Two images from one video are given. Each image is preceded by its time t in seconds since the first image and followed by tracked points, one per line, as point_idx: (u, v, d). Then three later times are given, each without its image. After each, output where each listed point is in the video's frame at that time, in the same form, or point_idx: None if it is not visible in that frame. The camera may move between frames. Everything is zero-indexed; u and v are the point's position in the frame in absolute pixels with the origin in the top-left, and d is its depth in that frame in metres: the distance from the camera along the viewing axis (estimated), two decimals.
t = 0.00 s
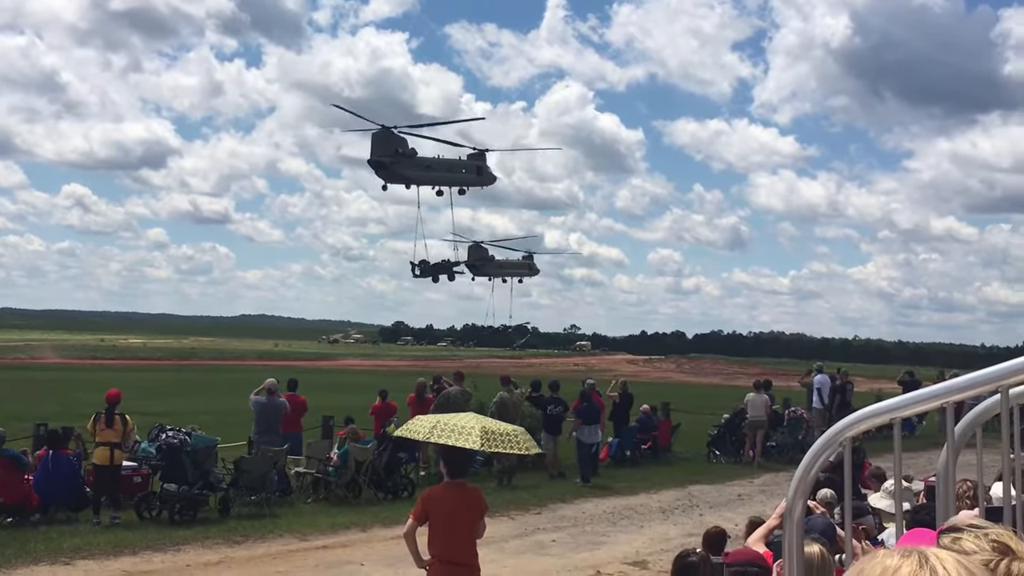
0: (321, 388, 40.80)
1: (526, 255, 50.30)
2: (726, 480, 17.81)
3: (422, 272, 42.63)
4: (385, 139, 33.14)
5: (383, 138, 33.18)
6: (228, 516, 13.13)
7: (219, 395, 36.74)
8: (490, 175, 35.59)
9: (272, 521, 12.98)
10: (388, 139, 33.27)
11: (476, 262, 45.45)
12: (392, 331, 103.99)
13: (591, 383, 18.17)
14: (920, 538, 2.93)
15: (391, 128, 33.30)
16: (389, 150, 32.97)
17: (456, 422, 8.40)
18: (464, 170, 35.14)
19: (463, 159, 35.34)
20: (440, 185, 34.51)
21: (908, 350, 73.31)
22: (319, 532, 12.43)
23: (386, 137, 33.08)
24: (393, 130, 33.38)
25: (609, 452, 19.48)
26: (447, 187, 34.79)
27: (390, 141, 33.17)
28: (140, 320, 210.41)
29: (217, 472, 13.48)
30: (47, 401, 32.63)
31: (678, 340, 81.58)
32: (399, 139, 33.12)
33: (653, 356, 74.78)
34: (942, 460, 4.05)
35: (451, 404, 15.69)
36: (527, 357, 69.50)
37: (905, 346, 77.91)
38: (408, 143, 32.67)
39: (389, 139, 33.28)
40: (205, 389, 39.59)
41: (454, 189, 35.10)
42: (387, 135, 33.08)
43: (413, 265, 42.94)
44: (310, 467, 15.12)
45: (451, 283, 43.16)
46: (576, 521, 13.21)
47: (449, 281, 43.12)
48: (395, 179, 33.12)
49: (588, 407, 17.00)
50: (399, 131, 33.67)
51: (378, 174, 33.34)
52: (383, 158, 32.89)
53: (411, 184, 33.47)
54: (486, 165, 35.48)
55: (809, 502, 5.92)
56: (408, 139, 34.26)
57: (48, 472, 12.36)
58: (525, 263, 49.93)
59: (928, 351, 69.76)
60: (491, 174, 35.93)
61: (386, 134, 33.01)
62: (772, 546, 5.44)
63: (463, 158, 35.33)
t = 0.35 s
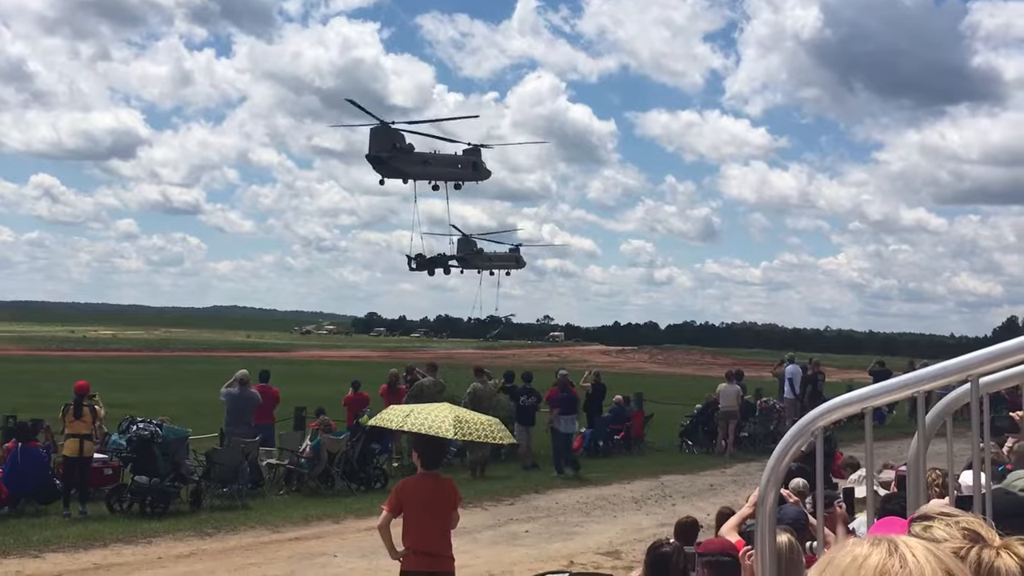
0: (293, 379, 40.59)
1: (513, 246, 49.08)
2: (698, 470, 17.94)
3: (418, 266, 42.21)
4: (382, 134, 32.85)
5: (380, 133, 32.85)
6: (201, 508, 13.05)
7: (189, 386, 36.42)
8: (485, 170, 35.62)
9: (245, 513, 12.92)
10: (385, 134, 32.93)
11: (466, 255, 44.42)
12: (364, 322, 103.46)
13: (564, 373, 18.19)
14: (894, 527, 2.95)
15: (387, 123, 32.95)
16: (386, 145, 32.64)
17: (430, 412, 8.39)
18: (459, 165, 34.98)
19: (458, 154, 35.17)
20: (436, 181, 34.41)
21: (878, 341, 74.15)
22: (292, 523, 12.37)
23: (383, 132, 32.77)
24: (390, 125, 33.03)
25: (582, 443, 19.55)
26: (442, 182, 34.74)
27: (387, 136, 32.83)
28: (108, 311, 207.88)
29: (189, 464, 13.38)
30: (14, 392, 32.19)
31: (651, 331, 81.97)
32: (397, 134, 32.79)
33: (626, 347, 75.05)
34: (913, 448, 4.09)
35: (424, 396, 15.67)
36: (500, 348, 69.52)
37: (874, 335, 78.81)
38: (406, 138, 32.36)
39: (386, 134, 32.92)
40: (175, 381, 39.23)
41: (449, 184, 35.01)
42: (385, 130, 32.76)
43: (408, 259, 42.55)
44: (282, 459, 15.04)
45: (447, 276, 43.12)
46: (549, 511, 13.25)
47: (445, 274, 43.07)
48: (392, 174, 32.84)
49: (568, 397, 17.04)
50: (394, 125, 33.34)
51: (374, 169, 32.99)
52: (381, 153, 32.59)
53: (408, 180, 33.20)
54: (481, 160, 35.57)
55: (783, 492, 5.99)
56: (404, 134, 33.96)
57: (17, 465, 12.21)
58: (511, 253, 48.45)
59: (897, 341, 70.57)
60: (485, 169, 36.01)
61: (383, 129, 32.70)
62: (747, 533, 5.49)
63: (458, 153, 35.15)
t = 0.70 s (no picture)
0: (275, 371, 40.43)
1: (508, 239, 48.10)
2: (680, 460, 18.02)
3: (421, 259, 42.56)
4: (388, 129, 33.85)
5: (386, 128, 33.87)
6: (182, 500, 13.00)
7: (170, 378, 36.24)
8: (488, 165, 35.90)
9: (226, 504, 12.87)
10: (390, 129, 33.91)
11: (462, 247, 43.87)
12: (345, 313, 103.14)
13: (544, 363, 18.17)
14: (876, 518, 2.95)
15: (394, 119, 33.98)
16: (392, 140, 33.59)
17: (412, 404, 8.38)
18: (462, 159, 35.34)
19: (461, 149, 35.51)
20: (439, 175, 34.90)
21: (858, 331, 74.78)
22: (274, 515, 12.34)
23: (390, 127, 33.76)
24: (396, 121, 34.04)
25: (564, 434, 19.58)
26: (446, 176, 35.16)
27: (392, 131, 33.77)
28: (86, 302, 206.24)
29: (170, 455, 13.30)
30: None
31: (633, 321, 82.23)
32: (402, 128, 33.76)
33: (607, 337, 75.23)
34: (892, 438, 4.12)
35: (406, 387, 15.66)
36: (483, 339, 69.55)
37: (854, 326, 79.46)
38: (411, 132, 33.26)
39: (391, 129, 33.90)
40: (155, 372, 38.99)
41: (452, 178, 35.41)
42: (390, 125, 33.73)
43: (412, 251, 42.87)
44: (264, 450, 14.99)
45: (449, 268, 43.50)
46: (531, 502, 13.28)
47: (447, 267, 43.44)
48: (397, 168, 33.75)
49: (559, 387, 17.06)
50: (398, 122, 34.27)
51: (380, 163, 33.97)
52: (387, 148, 33.49)
53: (412, 174, 34.07)
54: (484, 155, 35.79)
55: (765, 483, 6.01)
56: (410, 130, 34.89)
57: None
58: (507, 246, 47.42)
59: (877, 331, 71.19)
60: (488, 164, 36.25)
61: (389, 124, 33.66)
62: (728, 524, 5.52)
63: (460, 147, 35.48)
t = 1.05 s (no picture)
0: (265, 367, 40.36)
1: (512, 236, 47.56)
2: (670, 456, 18.07)
3: (431, 258, 42.57)
4: (402, 130, 34.36)
5: (401, 129, 34.40)
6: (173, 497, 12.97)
7: (160, 374, 36.15)
8: (499, 165, 36.30)
9: (217, 501, 12.85)
10: (404, 130, 34.42)
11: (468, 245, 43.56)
12: (336, 309, 102.98)
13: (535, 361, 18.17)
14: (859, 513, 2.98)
15: (407, 120, 34.51)
16: (406, 141, 34.15)
17: (401, 401, 8.38)
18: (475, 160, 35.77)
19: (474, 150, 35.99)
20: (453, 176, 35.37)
21: (847, 328, 75.08)
22: (265, 511, 12.32)
23: (404, 128, 34.27)
24: (409, 122, 34.57)
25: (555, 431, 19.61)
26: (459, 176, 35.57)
27: (406, 132, 34.27)
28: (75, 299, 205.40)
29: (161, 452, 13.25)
30: None
31: (624, 317, 82.33)
32: (416, 130, 34.29)
33: (598, 334, 75.28)
34: (882, 435, 4.14)
35: (397, 383, 15.66)
36: (474, 335, 69.59)
37: (843, 322, 79.78)
38: (426, 133, 33.83)
39: (404, 130, 34.43)
40: (145, 369, 38.88)
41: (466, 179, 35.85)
42: (404, 126, 34.24)
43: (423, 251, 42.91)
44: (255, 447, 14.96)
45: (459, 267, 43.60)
46: (522, 498, 13.30)
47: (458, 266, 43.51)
48: (412, 168, 34.30)
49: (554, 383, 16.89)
50: (412, 123, 34.78)
51: (395, 164, 34.49)
52: (401, 148, 34.01)
53: (427, 174, 34.62)
54: (496, 156, 36.20)
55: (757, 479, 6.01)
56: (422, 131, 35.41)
57: None
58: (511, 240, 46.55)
59: (866, 328, 71.48)
60: (499, 165, 36.69)
61: (402, 125, 34.18)
62: (719, 520, 5.54)
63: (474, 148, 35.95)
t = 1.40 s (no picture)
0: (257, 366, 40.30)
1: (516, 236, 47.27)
2: (662, 455, 18.10)
3: (442, 259, 42.73)
4: (418, 133, 34.76)
5: (416, 133, 34.85)
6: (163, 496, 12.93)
7: (152, 372, 36.09)
8: (511, 168, 36.30)
9: (208, 500, 12.82)
10: (420, 134, 34.86)
11: (473, 245, 43.51)
12: (328, 308, 102.71)
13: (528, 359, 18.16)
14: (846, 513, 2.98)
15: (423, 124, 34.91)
16: (421, 144, 34.52)
17: (392, 399, 8.38)
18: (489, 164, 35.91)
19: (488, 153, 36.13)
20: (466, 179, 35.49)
21: (838, 327, 75.23)
22: (256, 510, 12.29)
23: (419, 131, 34.67)
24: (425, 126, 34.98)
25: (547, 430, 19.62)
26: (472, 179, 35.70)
27: (421, 135, 34.65)
28: (65, 296, 204.67)
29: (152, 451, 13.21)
30: None
31: (617, 316, 82.39)
32: (431, 133, 34.69)
33: (591, 333, 75.32)
34: (873, 433, 4.14)
35: (389, 382, 15.64)
36: (467, 333, 69.59)
37: (835, 321, 79.99)
38: (439, 136, 34.15)
39: (420, 134, 34.82)
40: (137, 367, 38.80)
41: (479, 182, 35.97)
42: (419, 130, 34.66)
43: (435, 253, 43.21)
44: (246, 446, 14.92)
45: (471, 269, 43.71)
46: (514, 497, 13.32)
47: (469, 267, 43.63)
48: (426, 172, 34.62)
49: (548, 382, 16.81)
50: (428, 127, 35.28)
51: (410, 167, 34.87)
52: (416, 151, 34.39)
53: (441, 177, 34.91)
54: (509, 159, 36.28)
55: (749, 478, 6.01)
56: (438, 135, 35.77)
57: None
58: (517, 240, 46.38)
59: (858, 327, 71.65)
60: (512, 168, 36.72)
61: (417, 129, 34.63)
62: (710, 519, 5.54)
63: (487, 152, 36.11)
